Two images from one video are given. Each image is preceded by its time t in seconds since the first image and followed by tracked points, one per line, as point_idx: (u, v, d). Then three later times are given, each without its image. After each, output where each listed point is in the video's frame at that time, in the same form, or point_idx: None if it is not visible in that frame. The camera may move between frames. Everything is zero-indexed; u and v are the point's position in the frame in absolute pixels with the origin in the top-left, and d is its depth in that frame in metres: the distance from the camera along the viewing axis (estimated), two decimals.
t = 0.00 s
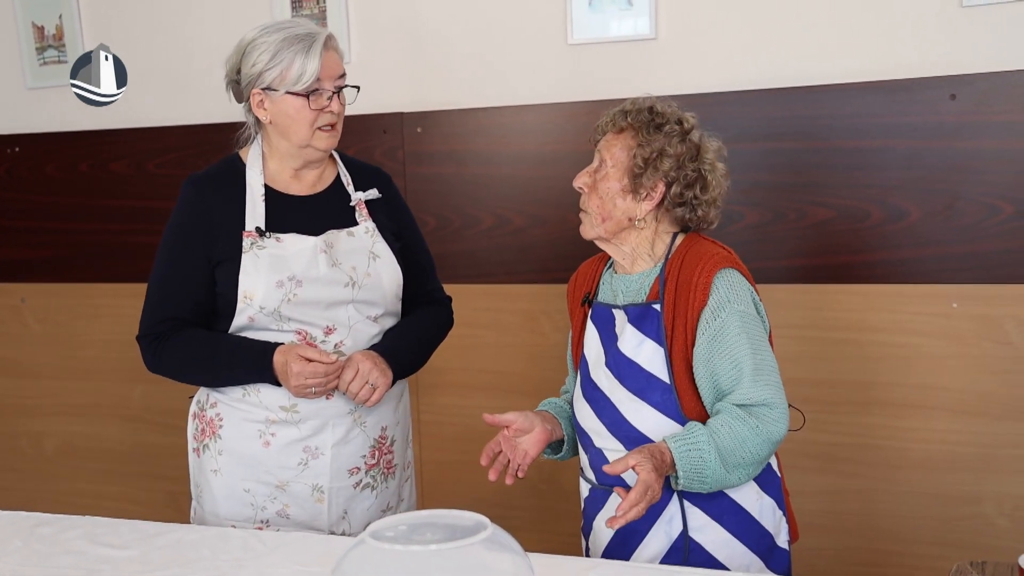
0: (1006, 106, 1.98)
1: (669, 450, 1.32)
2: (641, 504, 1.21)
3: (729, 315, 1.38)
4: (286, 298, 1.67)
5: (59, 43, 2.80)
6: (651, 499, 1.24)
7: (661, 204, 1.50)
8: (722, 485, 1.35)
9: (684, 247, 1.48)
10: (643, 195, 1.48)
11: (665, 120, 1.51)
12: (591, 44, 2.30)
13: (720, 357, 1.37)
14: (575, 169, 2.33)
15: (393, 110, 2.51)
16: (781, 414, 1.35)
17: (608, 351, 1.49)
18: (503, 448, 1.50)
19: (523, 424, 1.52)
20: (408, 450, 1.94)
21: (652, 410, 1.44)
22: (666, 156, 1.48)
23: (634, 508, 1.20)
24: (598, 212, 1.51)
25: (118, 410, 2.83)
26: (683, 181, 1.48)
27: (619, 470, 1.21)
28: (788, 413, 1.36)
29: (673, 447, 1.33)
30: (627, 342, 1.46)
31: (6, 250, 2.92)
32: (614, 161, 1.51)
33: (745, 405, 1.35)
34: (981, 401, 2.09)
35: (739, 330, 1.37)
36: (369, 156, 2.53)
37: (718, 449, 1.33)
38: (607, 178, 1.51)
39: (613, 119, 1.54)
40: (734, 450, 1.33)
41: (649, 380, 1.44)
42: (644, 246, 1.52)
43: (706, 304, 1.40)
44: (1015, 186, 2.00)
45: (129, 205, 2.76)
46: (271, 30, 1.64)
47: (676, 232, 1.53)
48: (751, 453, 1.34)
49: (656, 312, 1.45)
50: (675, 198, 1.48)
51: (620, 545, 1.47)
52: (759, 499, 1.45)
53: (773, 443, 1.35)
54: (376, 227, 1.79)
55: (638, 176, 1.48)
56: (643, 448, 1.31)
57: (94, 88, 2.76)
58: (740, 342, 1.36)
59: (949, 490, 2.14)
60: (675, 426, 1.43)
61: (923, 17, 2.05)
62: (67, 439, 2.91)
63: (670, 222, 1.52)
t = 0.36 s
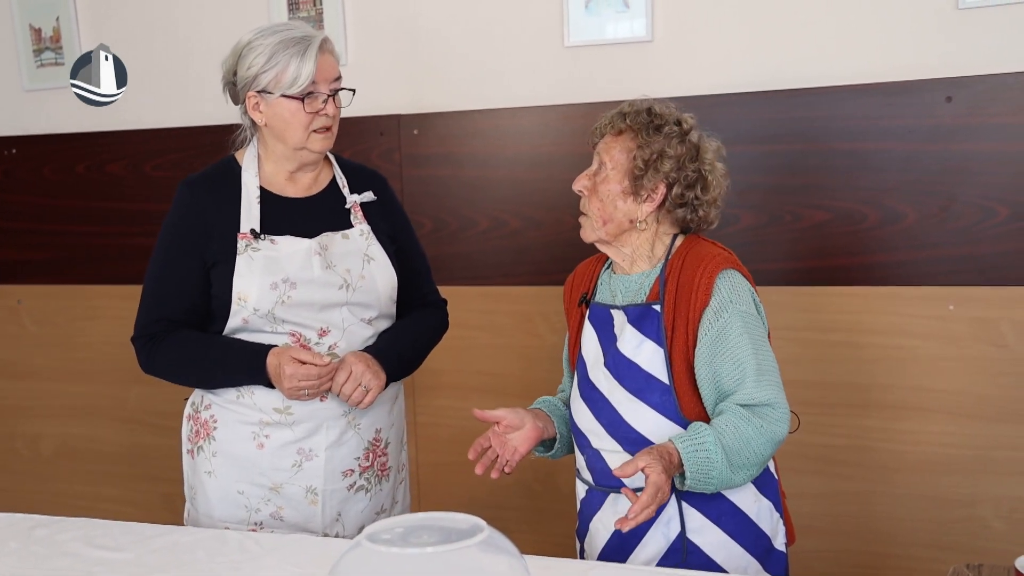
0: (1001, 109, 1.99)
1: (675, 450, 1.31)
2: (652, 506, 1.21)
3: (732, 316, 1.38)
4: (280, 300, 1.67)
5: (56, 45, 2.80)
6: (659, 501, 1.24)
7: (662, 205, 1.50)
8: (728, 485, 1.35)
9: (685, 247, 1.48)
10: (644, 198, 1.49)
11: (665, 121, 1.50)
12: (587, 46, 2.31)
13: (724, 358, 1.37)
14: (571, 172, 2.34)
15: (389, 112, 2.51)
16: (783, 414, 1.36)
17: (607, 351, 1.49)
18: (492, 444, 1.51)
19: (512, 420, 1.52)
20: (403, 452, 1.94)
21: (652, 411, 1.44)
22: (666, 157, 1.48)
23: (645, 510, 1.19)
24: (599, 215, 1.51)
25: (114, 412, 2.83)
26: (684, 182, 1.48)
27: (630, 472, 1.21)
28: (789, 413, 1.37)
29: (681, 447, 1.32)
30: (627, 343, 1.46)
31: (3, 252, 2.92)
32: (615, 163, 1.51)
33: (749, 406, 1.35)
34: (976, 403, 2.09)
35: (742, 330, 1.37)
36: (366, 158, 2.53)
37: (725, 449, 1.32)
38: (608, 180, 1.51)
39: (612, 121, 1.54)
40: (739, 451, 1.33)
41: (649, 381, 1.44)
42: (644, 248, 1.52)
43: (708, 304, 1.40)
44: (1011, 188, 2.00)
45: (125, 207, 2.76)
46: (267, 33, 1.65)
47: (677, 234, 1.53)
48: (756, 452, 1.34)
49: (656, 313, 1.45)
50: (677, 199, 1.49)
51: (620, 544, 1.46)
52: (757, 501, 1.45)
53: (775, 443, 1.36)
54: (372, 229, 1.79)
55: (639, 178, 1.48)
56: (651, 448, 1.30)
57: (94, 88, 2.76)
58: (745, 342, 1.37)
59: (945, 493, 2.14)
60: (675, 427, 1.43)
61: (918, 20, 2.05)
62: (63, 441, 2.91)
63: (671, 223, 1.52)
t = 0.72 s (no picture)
0: (999, 112, 1.99)
1: (677, 450, 1.32)
2: (654, 506, 1.21)
3: (734, 319, 1.38)
4: (276, 303, 1.67)
5: (56, 49, 2.80)
6: (663, 499, 1.24)
7: (663, 209, 1.50)
8: (728, 488, 1.35)
9: (686, 251, 1.48)
10: (645, 202, 1.49)
11: (663, 124, 1.51)
12: (586, 50, 2.31)
13: (726, 361, 1.37)
14: (568, 175, 2.34)
15: (387, 116, 2.52)
16: (785, 418, 1.36)
17: (608, 355, 1.48)
18: (488, 447, 1.51)
19: (508, 423, 1.52)
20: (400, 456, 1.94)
21: (650, 414, 1.44)
22: (666, 160, 1.48)
23: (647, 510, 1.20)
24: (599, 219, 1.50)
25: (112, 416, 2.83)
26: (684, 185, 1.48)
27: (634, 470, 1.21)
28: (790, 417, 1.38)
29: (684, 448, 1.32)
30: (628, 346, 1.46)
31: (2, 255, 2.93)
32: (614, 167, 1.51)
33: (751, 408, 1.35)
34: (974, 407, 2.09)
35: (745, 334, 1.37)
36: (364, 161, 2.54)
37: (727, 451, 1.32)
38: (608, 184, 1.50)
39: (610, 125, 1.54)
40: (741, 453, 1.33)
41: (651, 384, 1.44)
42: (645, 252, 1.52)
43: (711, 307, 1.40)
44: (1008, 191, 2.00)
45: (124, 210, 2.76)
46: (265, 37, 1.65)
47: (676, 237, 1.53)
48: (757, 455, 1.34)
49: (658, 316, 1.45)
50: (677, 202, 1.49)
51: (618, 549, 1.46)
52: (757, 505, 1.44)
53: (777, 446, 1.36)
54: (367, 233, 1.79)
55: (640, 182, 1.48)
56: (655, 447, 1.31)
57: (94, 88, 2.75)
58: (747, 345, 1.37)
59: (943, 497, 2.14)
60: (674, 430, 1.43)
61: (916, 23, 2.05)
62: (61, 444, 2.91)
63: (671, 226, 1.52)
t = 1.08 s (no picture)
0: (998, 117, 1.99)
1: (682, 453, 1.32)
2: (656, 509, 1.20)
3: (737, 324, 1.39)
4: (269, 307, 1.68)
5: (56, 53, 2.81)
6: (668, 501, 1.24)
7: (666, 214, 1.51)
8: (732, 492, 1.35)
9: (688, 256, 1.49)
10: (648, 207, 1.49)
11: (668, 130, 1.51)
12: (586, 54, 2.31)
13: (729, 366, 1.38)
14: (568, 179, 2.34)
15: (388, 120, 2.52)
16: (788, 423, 1.37)
17: (610, 359, 1.49)
18: (489, 449, 1.51)
19: (509, 425, 1.53)
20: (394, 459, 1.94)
21: (653, 418, 1.44)
22: (670, 166, 1.49)
23: (649, 514, 1.19)
24: (603, 224, 1.51)
25: (113, 420, 2.84)
26: (688, 191, 1.49)
27: (635, 476, 1.22)
28: (792, 422, 1.38)
29: (688, 451, 1.32)
30: (630, 350, 1.46)
31: (3, 259, 2.93)
32: (618, 173, 1.51)
33: (754, 414, 1.36)
34: (973, 411, 2.09)
35: (747, 339, 1.38)
36: (364, 166, 2.54)
37: (731, 455, 1.32)
38: (611, 189, 1.51)
39: (615, 130, 1.55)
40: (745, 457, 1.33)
41: (652, 387, 1.44)
42: (648, 257, 1.52)
43: (714, 312, 1.40)
44: (1007, 196, 2.01)
45: (124, 214, 2.76)
46: (259, 39, 1.66)
47: (679, 242, 1.53)
48: (761, 459, 1.34)
49: (660, 320, 1.45)
50: (681, 208, 1.49)
51: (620, 553, 1.46)
52: (759, 509, 1.44)
53: (780, 452, 1.36)
54: (362, 237, 1.80)
55: (644, 187, 1.49)
56: (660, 452, 1.31)
57: (94, 88, 2.77)
58: (749, 351, 1.37)
59: (942, 502, 2.14)
60: (676, 433, 1.43)
61: (915, 28, 2.05)
62: (61, 448, 2.91)
63: (674, 232, 1.53)
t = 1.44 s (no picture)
0: (998, 120, 1.99)
1: (688, 451, 1.32)
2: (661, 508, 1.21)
3: (743, 327, 1.39)
4: (266, 310, 1.68)
5: (57, 56, 2.82)
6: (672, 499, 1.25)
7: (673, 217, 1.51)
8: (736, 494, 1.35)
9: (695, 259, 1.48)
10: (656, 209, 1.49)
11: (678, 134, 1.51)
12: (586, 57, 2.32)
13: (734, 370, 1.38)
14: (568, 182, 2.34)
15: (388, 123, 2.53)
16: (793, 427, 1.37)
17: (614, 360, 1.49)
18: (489, 440, 1.54)
19: (510, 416, 1.55)
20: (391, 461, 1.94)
21: (655, 421, 1.44)
22: (679, 169, 1.49)
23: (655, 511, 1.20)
24: (608, 224, 1.51)
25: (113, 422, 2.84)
26: (696, 195, 1.49)
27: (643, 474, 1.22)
28: (797, 426, 1.38)
29: (694, 452, 1.32)
30: (633, 352, 1.46)
31: (3, 261, 2.94)
32: (626, 174, 1.52)
33: (760, 418, 1.36)
34: (973, 414, 2.09)
35: (753, 343, 1.38)
36: (364, 168, 2.55)
37: (736, 456, 1.32)
38: (619, 190, 1.51)
39: (624, 131, 1.55)
40: (750, 459, 1.33)
41: (655, 390, 1.44)
42: (652, 259, 1.52)
43: (719, 315, 1.40)
44: (1007, 199, 2.01)
45: (124, 216, 2.77)
46: (258, 44, 1.66)
47: (685, 245, 1.54)
48: (765, 462, 1.34)
49: (664, 323, 1.45)
50: (688, 211, 1.50)
51: (620, 554, 1.46)
52: (760, 513, 1.44)
53: (784, 455, 1.36)
54: (359, 240, 1.80)
55: (652, 189, 1.49)
56: (667, 449, 1.31)
57: (95, 88, 2.78)
58: (755, 356, 1.37)
59: (942, 505, 2.14)
60: (678, 435, 1.43)
61: (916, 31, 2.06)
62: (61, 450, 2.92)
63: (680, 235, 1.53)
